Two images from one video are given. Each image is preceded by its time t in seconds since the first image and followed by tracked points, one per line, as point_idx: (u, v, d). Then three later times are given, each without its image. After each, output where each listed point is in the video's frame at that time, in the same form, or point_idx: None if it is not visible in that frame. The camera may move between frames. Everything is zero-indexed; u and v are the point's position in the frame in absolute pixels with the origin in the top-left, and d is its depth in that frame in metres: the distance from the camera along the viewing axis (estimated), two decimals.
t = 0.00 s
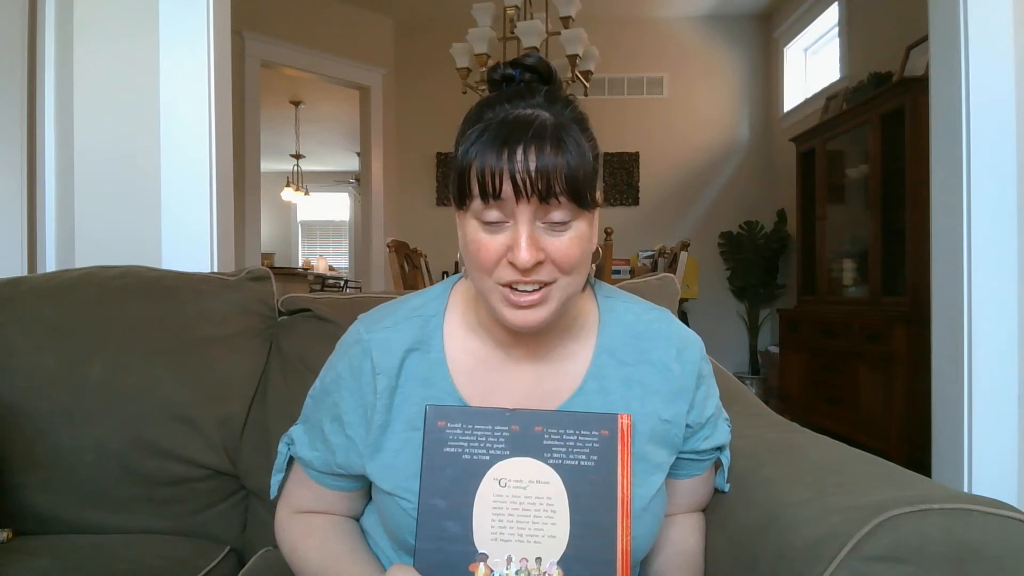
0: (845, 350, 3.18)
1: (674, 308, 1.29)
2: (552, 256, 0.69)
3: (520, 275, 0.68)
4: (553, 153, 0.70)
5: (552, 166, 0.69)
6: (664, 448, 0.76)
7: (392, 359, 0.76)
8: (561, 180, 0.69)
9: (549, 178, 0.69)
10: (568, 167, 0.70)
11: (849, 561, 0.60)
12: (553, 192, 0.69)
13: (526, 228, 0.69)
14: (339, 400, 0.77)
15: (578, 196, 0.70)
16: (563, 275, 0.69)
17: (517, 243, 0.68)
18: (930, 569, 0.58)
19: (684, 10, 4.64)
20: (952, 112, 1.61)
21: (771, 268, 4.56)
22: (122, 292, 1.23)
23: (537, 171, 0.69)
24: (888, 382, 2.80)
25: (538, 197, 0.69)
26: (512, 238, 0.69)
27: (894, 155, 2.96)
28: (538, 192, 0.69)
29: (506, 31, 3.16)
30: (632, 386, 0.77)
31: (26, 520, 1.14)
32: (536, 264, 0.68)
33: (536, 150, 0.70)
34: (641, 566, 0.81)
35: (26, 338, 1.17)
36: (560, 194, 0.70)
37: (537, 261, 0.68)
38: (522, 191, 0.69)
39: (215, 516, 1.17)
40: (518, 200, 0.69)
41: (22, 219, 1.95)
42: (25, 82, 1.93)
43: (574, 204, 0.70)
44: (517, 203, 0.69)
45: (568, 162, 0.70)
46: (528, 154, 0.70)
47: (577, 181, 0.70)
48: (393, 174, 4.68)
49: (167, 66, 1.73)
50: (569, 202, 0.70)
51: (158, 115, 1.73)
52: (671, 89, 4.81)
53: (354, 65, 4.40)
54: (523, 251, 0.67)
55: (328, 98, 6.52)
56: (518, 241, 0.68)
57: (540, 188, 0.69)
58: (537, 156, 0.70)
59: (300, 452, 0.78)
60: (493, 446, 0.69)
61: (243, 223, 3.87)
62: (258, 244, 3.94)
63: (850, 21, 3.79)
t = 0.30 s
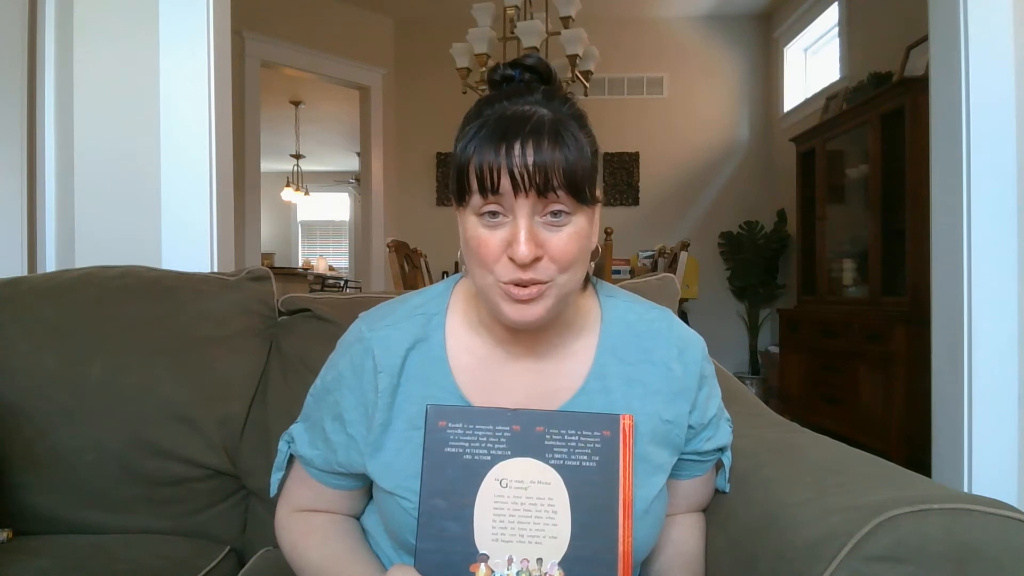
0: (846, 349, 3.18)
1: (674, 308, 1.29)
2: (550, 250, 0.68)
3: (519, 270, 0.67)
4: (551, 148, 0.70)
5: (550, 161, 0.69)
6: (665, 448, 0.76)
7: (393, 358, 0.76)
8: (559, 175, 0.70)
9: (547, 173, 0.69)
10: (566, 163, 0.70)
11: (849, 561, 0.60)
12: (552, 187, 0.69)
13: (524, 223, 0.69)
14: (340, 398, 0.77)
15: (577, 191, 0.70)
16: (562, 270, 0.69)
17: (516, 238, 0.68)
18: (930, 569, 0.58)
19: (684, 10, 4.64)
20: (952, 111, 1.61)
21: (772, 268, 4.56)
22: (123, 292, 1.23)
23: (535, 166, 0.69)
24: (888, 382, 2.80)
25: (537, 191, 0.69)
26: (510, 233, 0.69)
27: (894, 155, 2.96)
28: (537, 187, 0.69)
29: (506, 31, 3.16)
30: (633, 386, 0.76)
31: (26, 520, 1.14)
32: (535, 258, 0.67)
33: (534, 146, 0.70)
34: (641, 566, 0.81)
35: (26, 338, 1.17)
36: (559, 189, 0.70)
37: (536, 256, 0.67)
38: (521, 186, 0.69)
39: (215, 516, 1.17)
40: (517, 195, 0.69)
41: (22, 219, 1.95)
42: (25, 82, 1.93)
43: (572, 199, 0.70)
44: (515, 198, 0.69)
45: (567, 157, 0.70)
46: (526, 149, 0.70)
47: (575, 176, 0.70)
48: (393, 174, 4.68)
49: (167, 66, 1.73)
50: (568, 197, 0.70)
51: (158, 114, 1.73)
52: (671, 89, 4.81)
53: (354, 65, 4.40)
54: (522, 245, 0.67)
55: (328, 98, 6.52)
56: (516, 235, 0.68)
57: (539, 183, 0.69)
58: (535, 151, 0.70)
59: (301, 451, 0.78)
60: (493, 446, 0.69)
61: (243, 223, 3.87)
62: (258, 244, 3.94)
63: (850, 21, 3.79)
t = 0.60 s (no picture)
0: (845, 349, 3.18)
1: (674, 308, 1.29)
2: (551, 252, 0.68)
3: (519, 271, 0.68)
4: (553, 149, 0.70)
5: (551, 163, 0.70)
6: (664, 449, 0.76)
7: (392, 358, 0.76)
8: (560, 176, 0.70)
9: (548, 174, 0.69)
10: (568, 164, 0.70)
11: (849, 561, 0.60)
12: (552, 188, 0.69)
13: (524, 224, 0.69)
14: (338, 399, 0.77)
15: (578, 193, 0.70)
16: (562, 272, 0.69)
17: (516, 239, 0.68)
18: (930, 569, 0.58)
19: (684, 10, 4.64)
20: (952, 111, 1.61)
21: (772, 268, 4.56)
22: (123, 292, 1.23)
23: (537, 167, 0.69)
24: (888, 382, 2.80)
25: (538, 192, 0.69)
26: (511, 234, 0.69)
27: (894, 155, 2.96)
28: (538, 187, 0.69)
29: (506, 31, 3.16)
30: (632, 387, 0.76)
31: (26, 520, 1.14)
32: (534, 259, 0.67)
33: (536, 146, 0.70)
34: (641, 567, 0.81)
35: (26, 338, 1.17)
36: (559, 191, 0.70)
37: (536, 257, 0.67)
38: (521, 186, 0.69)
39: (215, 516, 1.17)
40: (517, 195, 0.69)
41: (22, 218, 1.95)
42: (25, 82, 1.93)
43: (573, 201, 0.70)
44: (516, 198, 0.69)
45: (568, 159, 0.70)
46: (527, 149, 0.70)
47: (576, 178, 0.70)
48: (393, 174, 4.68)
49: (167, 66, 1.73)
50: (568, 199, 0.70)
51: (158, 114, 1.73)
52: (671, 89, 4.81)
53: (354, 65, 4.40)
54: (522, 246, 0.67)
55: (328, 98, 6.52)
56: (517, 236, 0.68)
57: (540, 184, 0.69)
58: (537, 153, 0.70)
59: (299, 452, 0.78)
60: (493, 447, 0.69)
61: (243, 223, 3.86)
62: (258, 244, 3.94)
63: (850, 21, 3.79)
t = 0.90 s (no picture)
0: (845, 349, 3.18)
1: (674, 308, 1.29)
2: (547, 250, 0.68)
3: (515, 269, 0.68)
4: (549, 147, 0.70)
5: (547, 161, 0.70)
6: (665, 449, 0.76)
7: (392, 359, 0.76)
8: (556, 174, 0.70)
9: (544, 172, 0.69)
10: (564, 162, 0.70)
11: (848, 561, 0.60)
12: (548, 186, 0.69)
13: (520, 222, 0.69)
14: (338, 399, 0.77)
15: (574, 191, 0.70)
16: (559, 270, 0.69)
17: (512, 237, 0.68)
18: (929, 570, 0.58)
19: (684, 10, 4.64)
20: (952, 111, 1.61)
21: (772, 268, 4.56)
22: (123, 291, 1.23)
23: (533, 164, 0.69)
24: (888, 382, 2.80)
25: (534, 190, 0.69)
26: (507, 232, 0.69)
27: (894, 155, 2.96)
28: (534, 184, 0.69)
29: (506, 31, 3.16)
30: (632, 387, 0.76)
31: (26, 520, 1.14)
32: (530, 257, 0.67)
33: (532, 144, 0.70)
34: (641, 567, 0.81)
35: (26, 338, 1.17)
36: (555, 188, 0.70)
37: (532, 255, 0.67)
38: (518, 184, 0.69)
39: (215, 516, 1.17)
40: (513, 193, 0.69)
41: (22, 218, 1.95)
42: (25, 81, 1.93)
43: (570, 198, 0.70)
44: (512, 196, 0.70)
45: (565, 157, 0.71)
46: (524, 147, 0.70)
47: (572, 175, 0.70)
48: (393, 174, 4.68)
49: (167, 66, 1.73)
50: (565, 197, 0.70)
51: (158, 114, 1.73)
52: (671, 89, 4.81)
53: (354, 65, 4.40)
54: (519, 244, 0.67)
55: (328, 98, 6.52)
56: (513, 234, 0.68)
57: (536, 181, 0.69)
58: (533, 150, 0.70)
59: (300, 452, 0.78)
60: (493, 447, 0.69)
61: (243, 223, 3.86)
62: (258, 244, 3.94)
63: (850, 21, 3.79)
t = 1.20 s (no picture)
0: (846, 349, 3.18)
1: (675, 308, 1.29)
2: (536, 244, 0.68)
3: (504, 263, 0.68)
4: (533, 142, 0.70)
5: (533, 155, 0.70)
6: (666, 450, 0.76)
7: (393, 359, 0.76)
8: (542, 168, 0.70)
9: (529, 167, 0.69)
10: (550, 156, 0.70)
11: (849, 561, 0.60)
12: (535, 180, 0.69)
13: (507, 217, 0.69)
14: (339, 399, 0.77)
15: (561, 185, 0.70)
16: (550, 264, 0.69)
17: (500, 232, 0.68)
18: (930, 569, 0.58)
19: (684, 10, 4.64)
20: (952, 112, 1.61)
21: (772, 268, 4.56)
22: (123, 291, 1.23)
23: (516, 160, 0.69)
24: (888, 382, 2.80)
25: (520, 184, 0.69)
26: (496, 227, 0.69)
27: (894, 156, 2.96)
28: (518, 179, 0.69)
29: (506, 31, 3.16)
30: (633, 387, 0.76)
31: (26, 520, 1.14)
32: (517, 252, 0.67)
33: (516, 139, 0.70)
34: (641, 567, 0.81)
35: (27, 338, 1.17)
36: (542, 182, 0.70)
37: (519, 249, 0.67)
38: (503, 179, 0.69)
39: (215, 516, 1.17)
40: (500, 188, 0.70)
41: (22, 218, 1.95)
42: (25, 81, 1.93)
43: (557, 192, 0.70)
44: (499, 191, 0.70)
45: (551, 151, 0.70)
46: (508, 143, 0.70)
47: (559, 168, 0.70)
48: (393, 174, 4.68)
49: (167, 66, 1.73)
50: (553, 190, 0.70)
51: (158, 114, 1.73)
52: (671, 88, 4.81)
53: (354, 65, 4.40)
54: (505, 239, 0.67)
55: (328, 98, 6.52)
56: (501, 229, 0.68)
57: (520, 176, 0.69)
58: (518, 146, 0.70)
59: (300, 451, 0.78)
60: (491, 446, 0.69)
61: (243, 223, 3.86)
62: (258, 244, 3.94)
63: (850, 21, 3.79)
